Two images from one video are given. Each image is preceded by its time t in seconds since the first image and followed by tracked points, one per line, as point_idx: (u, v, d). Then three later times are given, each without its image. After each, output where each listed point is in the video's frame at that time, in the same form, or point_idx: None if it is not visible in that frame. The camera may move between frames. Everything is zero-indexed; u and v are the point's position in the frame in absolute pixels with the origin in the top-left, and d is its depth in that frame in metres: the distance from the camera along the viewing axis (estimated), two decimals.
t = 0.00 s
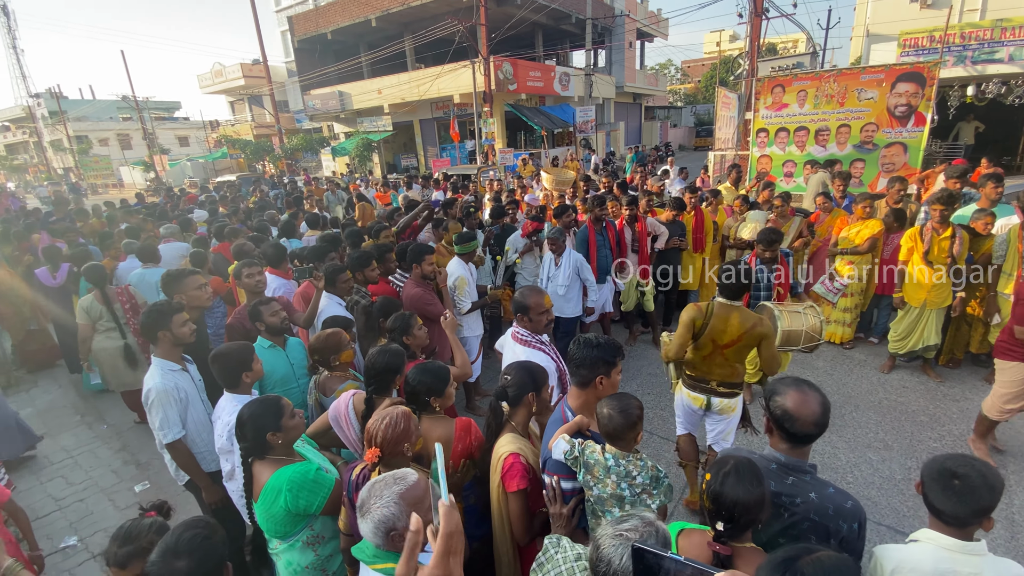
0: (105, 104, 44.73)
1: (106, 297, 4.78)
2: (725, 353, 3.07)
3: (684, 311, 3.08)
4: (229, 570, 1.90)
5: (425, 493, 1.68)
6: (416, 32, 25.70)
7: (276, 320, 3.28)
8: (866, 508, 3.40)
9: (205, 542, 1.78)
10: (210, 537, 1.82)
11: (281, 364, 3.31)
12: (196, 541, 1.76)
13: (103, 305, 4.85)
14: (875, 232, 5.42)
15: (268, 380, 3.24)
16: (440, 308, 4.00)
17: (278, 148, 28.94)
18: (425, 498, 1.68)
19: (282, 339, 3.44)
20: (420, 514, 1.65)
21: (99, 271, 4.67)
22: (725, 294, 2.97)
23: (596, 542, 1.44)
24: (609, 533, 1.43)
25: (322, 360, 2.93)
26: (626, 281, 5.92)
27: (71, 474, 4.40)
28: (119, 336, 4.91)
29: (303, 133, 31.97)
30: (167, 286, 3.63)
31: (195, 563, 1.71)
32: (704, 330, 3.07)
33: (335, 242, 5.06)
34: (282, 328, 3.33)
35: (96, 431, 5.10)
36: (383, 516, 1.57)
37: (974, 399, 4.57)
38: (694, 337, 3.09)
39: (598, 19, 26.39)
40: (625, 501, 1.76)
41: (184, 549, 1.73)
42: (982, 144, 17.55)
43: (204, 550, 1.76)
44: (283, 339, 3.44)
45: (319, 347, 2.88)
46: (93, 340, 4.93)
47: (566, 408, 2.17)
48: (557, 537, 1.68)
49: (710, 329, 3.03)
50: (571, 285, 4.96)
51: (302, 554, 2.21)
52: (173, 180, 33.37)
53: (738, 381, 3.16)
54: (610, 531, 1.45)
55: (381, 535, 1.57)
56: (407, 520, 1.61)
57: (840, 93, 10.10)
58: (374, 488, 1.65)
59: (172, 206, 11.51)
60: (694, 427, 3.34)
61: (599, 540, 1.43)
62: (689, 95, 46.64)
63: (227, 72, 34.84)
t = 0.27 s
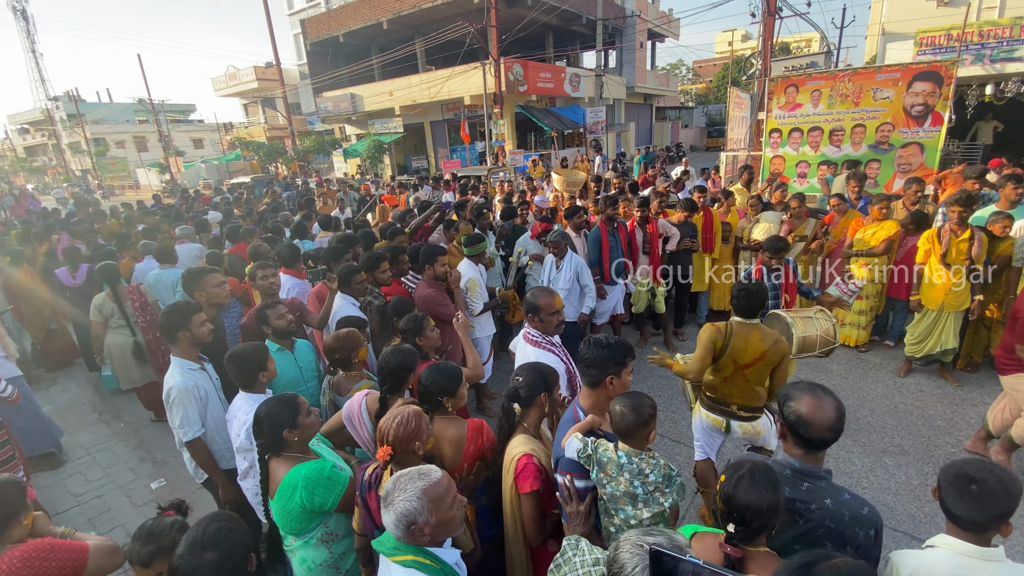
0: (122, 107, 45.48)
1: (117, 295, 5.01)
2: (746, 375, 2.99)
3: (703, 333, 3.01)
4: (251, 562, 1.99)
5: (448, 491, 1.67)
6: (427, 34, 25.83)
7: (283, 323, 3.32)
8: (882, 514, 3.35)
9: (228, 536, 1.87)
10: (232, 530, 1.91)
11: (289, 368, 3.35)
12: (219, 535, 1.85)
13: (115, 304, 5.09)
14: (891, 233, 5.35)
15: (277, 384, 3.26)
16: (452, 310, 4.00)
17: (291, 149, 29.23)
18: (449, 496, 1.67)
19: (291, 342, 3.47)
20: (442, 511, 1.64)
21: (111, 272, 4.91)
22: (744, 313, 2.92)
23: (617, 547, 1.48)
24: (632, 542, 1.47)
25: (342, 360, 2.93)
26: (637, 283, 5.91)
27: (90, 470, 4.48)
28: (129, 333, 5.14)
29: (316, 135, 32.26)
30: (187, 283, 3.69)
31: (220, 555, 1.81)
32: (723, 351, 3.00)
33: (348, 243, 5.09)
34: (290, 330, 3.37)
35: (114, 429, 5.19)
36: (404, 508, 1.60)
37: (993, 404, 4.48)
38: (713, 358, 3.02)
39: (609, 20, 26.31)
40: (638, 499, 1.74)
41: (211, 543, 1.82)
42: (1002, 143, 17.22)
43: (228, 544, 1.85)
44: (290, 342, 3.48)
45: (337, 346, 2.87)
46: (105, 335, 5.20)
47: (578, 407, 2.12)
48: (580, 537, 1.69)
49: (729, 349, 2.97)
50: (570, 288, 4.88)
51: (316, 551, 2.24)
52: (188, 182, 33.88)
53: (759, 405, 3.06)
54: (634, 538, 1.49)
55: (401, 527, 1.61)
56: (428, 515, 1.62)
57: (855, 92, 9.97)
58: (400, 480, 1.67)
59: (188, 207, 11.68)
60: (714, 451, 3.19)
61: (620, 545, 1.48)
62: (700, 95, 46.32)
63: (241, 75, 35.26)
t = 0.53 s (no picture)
0: (138, 109, 46.17)
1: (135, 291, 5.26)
2: (791, 362, 2.96)
3: (747, 322, 2.94)
4: (273, 553, 2.04)
5: (465, 498, 1.66)
6: (438, 35, 25.93)
7: (292, 325, 3.35)
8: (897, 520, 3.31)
9: (252, 526, 1.93)
10: (254, 522, 1.96)
11: (300, 370, 3.37)
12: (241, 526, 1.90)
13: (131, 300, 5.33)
14: (908, 235, 5.27)
15: (288, 384, 3.28)
16: (464, 310, 4.05)
17: (303, 150, 29.49)
18: (464, 503, 1.66)
19: (301, 343, 3.52)
20: (456, 518, 1.63)
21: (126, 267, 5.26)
22: (785, 300, 2.91)
23: (638, 565, 1.55)
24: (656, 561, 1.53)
25: (359, 359, 2.98)
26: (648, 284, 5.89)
27: (107, 465, 4.55)
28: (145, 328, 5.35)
29: (327, 136, 32.52)
30: (210, 278, 3.74)
31: (245, 544, 1.87)
32: (768, 340, 2.94)
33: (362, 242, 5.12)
34: (298, 333, 3.40)
35: (130, 425, 5.27)
36: (418, 512, 1.61)
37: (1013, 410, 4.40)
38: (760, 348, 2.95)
39: (620, 20, 26.22)
40: (652, 498, 1.72)
41: (235, 535, 1.87)
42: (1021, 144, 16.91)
43: (251, 536, 1.90)
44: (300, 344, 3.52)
45: (354, 345, 2.92)
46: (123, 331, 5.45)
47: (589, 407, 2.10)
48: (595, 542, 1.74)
49: (777, 337, 2.91)
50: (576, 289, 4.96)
51: (330, 547, 2.26)
52: (202, 182, 34.33)
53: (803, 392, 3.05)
54: (658, 557, 1.55)
55: (415, 529, 1.62)
56: (442, 521, 1.62)
57: (870, 92, 9.85)
58: (416, 482, 1.68)
59: (202, 208, 11.81)
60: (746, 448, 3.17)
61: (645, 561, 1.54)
62: (712, 96, 45.99)
63: (254, 77, 35.65)
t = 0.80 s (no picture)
0: (153, 109, 46.79)
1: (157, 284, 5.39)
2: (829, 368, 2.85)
3: (788, 330, 2.79)
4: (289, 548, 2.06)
5: (476, 515, 1.63)
6: (449, 36, 26.01)
7: (307, 322, 3.41)
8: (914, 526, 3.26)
9: (268, 521, 1.96)
10: (270, 516, 1.98)
11: (313, 368, 3.38)
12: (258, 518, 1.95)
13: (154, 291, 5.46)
14: (926, 237, 5.19)
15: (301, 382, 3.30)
16: (474, 310, 4.06)
17: (314, 150, 29.72)
18: (475, 518, 1.63)
19: (313, 342, 3.54)
20: (467, 533, 1.61)
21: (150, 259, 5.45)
22: (822, 303, 2.79)
23: (654, 574, 1.55)
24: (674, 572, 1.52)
25: (375, 357, 2.99)
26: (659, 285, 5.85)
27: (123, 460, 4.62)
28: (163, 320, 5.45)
29: (339, 136, 32.74)
30: (224, 277, 3.77)
31: (264, 537, 1.91)
32: (807, 346, 2.81)
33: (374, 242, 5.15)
34: (312, 330, 3.45)
35: (146, 421, 5.34)
36: (427, 525, 1.58)
37: None
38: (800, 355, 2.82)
39: (632, 20, 26.10)
40: (664, 500, 1.70)
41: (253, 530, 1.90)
42: None
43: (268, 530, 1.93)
44: (312, 342, 3.54)
45: (372, 343, 2.93)
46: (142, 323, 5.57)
47: (602, 407, 2.08)
48: (607, 545, 1.74)
49: (818, 343, 2.79)
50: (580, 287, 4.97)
51: (341, 544, 2.28)
52: (216, 182, 34.74)
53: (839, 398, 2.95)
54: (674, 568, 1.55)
55: (423, 540, 1.60)
56: (452, 534, 1.60)
57: (887, 91, 9.70)
58: (428, 493, 1.64)
59: (216, 206, 11.95)
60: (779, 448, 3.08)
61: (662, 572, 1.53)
62: (724, 95, 45.59)
63: (267, 77, 35.99)
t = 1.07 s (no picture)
0: (168, 109, 47.41)
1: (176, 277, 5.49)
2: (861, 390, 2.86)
3: (826, 354, 2.76)
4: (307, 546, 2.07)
5: (490, 527, 1.58)
6: (461, 36, 26.08)
7: (324, 320, 3.47)
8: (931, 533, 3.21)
9: (287, 518, 1.97)
10: (288, 513, 1.99)
11: (328, 366, 3.40)
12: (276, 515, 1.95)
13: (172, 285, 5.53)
14: (945, 239, 5.11)
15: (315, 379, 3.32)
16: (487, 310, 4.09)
17: (326, 149, 29.95)
18: (489, 531, 1.57)
19: (328, 340, 3.57)
20: (481, 547, 1.56)
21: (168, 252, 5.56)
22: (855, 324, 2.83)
23: None
24: None
25: (393, 355, 3.02)
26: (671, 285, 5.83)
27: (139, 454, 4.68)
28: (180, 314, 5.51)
29: (350, 135, 32.95)
30: (239, 276, 3.81)
31: (281, 535, 1.90)
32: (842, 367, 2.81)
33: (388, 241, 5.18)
34: (329, 327, 3.50)
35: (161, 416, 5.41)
36: (439, 538, 1.55)
37: None
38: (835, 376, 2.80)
39: (644, 19, 25.95)
40: (677, 504, 1.69)
41: (271, 528, 1.90)
42: None
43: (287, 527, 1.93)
44: (328, 340, 3.58)
45: (391, 341, 2.96)
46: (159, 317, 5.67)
47: (616, 408, 2.08)
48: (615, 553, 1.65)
49: (853, 364, 2.80)
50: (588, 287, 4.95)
51: (355, 542, 2.29)
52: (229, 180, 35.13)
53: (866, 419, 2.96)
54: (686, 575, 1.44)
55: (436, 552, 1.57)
56: (466, 548, 1.55)
57: (904, 92, 9.56)
58: (441, 505, 1.60)
59: (230, 204, 12.09)
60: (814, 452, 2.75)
61: None
62: (737, 95, 45.18)
63: (280, 77, 36.33)
